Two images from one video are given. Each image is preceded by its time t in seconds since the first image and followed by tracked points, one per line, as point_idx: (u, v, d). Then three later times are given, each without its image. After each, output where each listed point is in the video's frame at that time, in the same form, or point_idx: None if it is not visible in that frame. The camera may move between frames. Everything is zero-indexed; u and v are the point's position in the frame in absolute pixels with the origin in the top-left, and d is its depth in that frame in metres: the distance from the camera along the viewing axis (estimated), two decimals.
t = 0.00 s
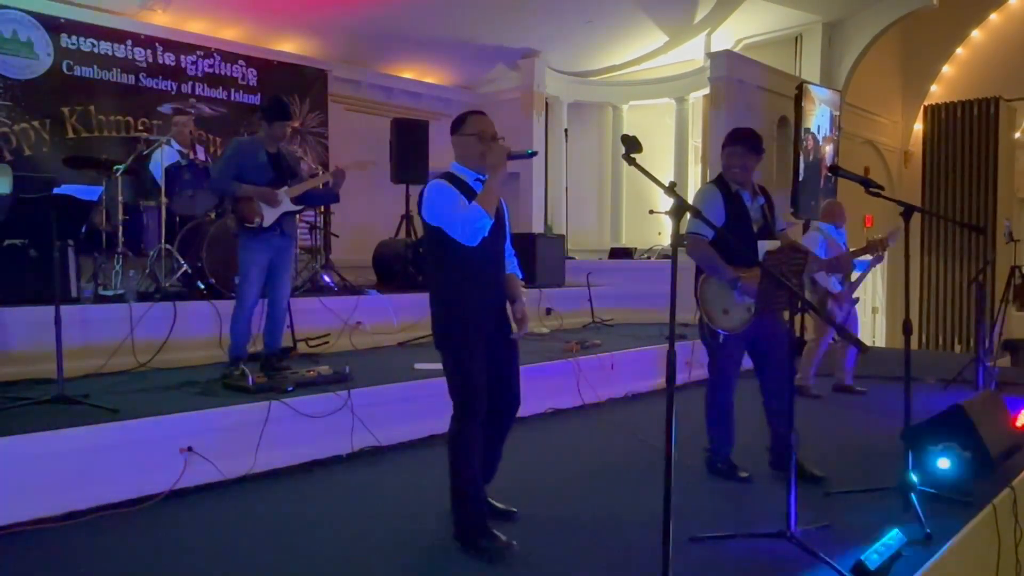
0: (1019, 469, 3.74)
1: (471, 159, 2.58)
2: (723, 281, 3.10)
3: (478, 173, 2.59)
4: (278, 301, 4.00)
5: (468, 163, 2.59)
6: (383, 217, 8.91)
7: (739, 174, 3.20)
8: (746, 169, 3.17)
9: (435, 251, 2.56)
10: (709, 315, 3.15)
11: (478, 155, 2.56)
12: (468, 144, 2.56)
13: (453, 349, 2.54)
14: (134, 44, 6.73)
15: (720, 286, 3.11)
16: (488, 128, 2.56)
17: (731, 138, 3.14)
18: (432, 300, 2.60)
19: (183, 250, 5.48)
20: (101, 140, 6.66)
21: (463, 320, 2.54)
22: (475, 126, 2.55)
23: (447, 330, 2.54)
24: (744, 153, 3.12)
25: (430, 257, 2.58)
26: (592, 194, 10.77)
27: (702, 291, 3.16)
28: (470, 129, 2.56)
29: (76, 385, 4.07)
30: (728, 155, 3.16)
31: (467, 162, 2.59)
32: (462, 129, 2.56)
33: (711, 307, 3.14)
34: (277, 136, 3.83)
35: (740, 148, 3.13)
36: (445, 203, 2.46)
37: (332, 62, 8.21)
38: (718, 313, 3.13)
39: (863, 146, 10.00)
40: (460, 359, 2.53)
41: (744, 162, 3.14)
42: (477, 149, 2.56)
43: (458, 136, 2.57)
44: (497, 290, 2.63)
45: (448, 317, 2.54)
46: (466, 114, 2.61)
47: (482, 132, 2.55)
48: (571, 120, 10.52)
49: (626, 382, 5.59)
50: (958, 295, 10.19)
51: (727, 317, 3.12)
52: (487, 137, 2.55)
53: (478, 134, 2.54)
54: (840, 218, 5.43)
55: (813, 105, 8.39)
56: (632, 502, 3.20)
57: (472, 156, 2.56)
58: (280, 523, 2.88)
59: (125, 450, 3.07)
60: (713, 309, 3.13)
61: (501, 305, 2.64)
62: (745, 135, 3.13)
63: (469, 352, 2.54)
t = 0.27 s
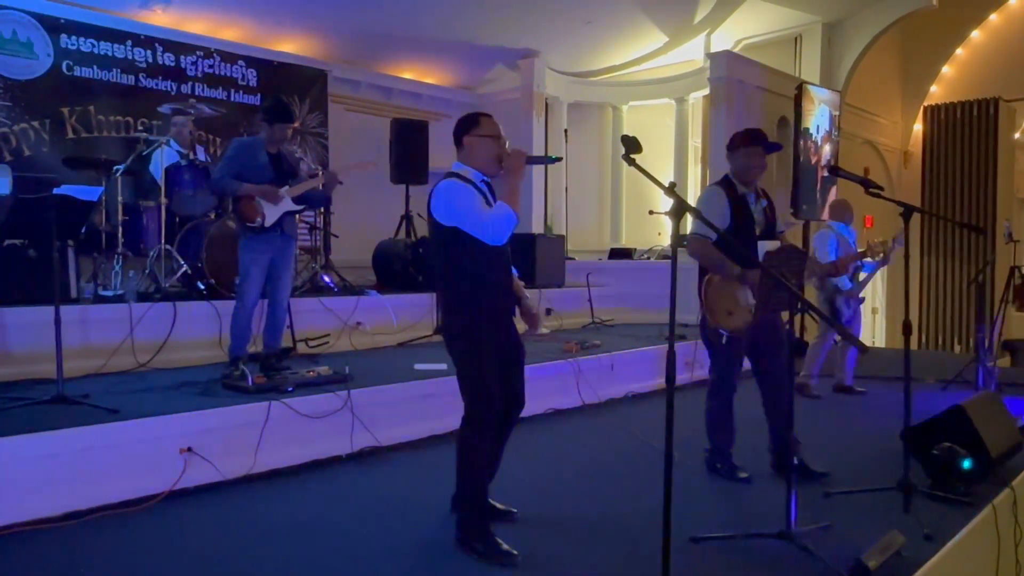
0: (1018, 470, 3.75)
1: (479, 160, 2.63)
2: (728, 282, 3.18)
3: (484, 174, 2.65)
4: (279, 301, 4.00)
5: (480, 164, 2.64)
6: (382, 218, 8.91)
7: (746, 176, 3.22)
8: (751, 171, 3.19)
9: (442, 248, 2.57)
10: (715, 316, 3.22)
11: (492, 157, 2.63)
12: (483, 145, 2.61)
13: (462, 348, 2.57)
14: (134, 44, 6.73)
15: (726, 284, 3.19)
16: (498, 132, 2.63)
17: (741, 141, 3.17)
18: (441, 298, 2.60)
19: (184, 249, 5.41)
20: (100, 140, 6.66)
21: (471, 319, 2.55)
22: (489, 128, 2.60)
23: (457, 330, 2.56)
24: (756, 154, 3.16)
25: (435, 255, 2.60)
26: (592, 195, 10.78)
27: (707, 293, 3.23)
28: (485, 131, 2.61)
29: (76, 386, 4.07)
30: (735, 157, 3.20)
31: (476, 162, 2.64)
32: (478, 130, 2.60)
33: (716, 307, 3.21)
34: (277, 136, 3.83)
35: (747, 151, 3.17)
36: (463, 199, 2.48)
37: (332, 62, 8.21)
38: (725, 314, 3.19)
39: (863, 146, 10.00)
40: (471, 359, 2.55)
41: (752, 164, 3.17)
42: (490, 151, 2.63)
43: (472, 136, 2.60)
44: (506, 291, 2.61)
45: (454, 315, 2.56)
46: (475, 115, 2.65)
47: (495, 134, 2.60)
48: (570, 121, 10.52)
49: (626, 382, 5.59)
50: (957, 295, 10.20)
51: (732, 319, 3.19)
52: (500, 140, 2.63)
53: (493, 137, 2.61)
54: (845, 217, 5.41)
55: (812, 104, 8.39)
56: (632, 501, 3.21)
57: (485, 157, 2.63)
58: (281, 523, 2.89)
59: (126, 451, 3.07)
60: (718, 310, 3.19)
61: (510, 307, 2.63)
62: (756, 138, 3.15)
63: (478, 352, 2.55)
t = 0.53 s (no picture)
0: (1019, 470, 3.75)
1: (484, 161, 2.64)
2: (739, 283, 3.09)
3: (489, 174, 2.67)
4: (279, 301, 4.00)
5: (488, 165, 2.66)
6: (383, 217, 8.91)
7: (766, 179, 3.18)
8: (769, 175, 3.15)
9: (445, 247, 2.61)
10: (722, 317, 3.15)
11: (498, 156, 2.66)
12: (490, 145, 2.63)
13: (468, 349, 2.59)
14: (135, 44, 6.74)
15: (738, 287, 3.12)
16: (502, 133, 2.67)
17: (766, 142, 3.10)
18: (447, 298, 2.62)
19: (184, 250, 5.45)
20: (101, 140, 6.66)
21: (476, 320, 2.55)
22: (494, 129, 2.63)
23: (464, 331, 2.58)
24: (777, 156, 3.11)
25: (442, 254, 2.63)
26: (592, 195, 10.78)
27: (718, 294, 3.16)
28: (492, 132, 2.63)
29: (77, 386, 4.07)
30: (757, 157, 3.14)
31: (482, 162, 2.65)
32: (485, 131, 2.62)
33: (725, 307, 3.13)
34: (278, 136, 3.83)
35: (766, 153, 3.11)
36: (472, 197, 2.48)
37: (333, 62, 8.21)
38: (732, 316, 3.12)
39: (864, 146, 9.99)
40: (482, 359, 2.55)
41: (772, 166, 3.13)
42: (497, 152, 2.65)
43: (478, 136, 2.62)
44: (510, 290, 2.62)
45: (461, 317, 2.57)
46: (480, 116, 2.66)
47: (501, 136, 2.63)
48: (570, 121, 10.52)
49: (627, 383, 5.59)
50: (958, 295, 10.20)
51: (741, 321, 3.11)
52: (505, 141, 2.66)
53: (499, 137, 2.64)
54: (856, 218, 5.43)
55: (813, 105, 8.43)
56: (633, 502, 3.21)
57: (492, 157, 2.64)
58: (282, 523, 2.89)
59: (126, 451, 3.07)
60: (726, 310, 3.12)
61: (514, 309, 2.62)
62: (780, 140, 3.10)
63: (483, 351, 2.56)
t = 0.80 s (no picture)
0: (1019, 471, 3.75)
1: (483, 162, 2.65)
2: (752, 285, 3.10)
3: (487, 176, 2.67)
4: (279, 301, 4.00)
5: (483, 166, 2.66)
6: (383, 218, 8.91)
7: (796, 183, 3.11)
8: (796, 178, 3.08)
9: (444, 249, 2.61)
10: (736, 317, 3.14)
11: (497, 158, 2.67)
12: (487, 147, 2.64)
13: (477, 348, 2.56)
14: (135, 45, 6.74)
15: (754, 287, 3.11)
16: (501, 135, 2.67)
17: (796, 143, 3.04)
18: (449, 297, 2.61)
19: (183, 250, 5.47)
20: (101, 140, 6.67)
21: (479, 319, 2.54)
22: (492, 130, 2.64)
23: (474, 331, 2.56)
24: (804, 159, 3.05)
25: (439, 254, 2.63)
26: (592, 195, 10.78)
27: (734, 294, 3.16)
28: (490, 133, 2.64)
29: (76, 386, 4.07)
30: (787, 159, 3.08)
31: (478, 163, 2.65)
32: (483, 132, 2.63)
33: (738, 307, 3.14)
34: (277, 137, 3.83)
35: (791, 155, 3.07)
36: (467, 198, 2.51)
37: (333, 63, 8.21)
38: (745, 317, 3.12)
39: (864, 146, 9.99)
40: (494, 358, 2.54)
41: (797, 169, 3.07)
42: (494, 152, 2.66)
43: (475, 138, 2.63)
44: (512, 290, 2.62)
45: (463, 317, 2.57)
46: (477, 118, 2.67)
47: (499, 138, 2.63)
48: (570, 121, 10.52)
49: (627, 383, 5.59)
50: (958, 295, 10.20)
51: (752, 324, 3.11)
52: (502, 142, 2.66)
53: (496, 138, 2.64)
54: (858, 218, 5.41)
55: (813, 105, 8.55)
56: (632, 502, 3.21)
57: (489, 158, 2.65)
58: (282, 523, 2.89)
59: (126, 451, 3.07)
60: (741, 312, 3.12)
61: (518, 309, 2.62)
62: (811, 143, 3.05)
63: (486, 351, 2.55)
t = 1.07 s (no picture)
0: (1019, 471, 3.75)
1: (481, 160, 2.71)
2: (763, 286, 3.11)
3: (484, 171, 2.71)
4: (279, 302, 4.00)
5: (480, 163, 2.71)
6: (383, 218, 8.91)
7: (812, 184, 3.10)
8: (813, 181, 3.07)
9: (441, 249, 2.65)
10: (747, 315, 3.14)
11: (495, 157, 2.72)
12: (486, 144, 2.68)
13: (465, 345, 2.66)
14: (135, 45, 6.74)
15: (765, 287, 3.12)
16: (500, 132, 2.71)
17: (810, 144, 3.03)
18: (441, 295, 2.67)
19: (183, 250, 5.44)
20: (101, 141, 6.66)
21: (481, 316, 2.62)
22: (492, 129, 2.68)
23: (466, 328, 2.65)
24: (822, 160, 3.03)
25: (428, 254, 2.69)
26: (592, 195, 10.78)
27: (746, 293, 3.17)
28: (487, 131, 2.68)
29: (76, 387, 4.06)
30: (804, 161, 3.06)
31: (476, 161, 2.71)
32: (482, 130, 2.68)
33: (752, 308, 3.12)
34: (276, 137, 3.82)
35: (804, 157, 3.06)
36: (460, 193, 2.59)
37: (333, 63, 8.21)
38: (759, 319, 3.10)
39: (863, 147, 10.00)
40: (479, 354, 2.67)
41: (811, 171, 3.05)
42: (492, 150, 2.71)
43: (474, 136, 2.67)
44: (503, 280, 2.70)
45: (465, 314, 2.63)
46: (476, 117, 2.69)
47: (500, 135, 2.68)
48: (570, 122, 10.51)
49: (627, 383, 5.59)
50: (958, 295, 10.21)
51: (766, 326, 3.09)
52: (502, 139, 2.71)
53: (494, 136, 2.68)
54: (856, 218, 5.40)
55: (815, 106, 8.65)
56: (632, 503, 3.20)
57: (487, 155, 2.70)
58: (282, 523, 2.88)
59: (126, 452, 3.07)
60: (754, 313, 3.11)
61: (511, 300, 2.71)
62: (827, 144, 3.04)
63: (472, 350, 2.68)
